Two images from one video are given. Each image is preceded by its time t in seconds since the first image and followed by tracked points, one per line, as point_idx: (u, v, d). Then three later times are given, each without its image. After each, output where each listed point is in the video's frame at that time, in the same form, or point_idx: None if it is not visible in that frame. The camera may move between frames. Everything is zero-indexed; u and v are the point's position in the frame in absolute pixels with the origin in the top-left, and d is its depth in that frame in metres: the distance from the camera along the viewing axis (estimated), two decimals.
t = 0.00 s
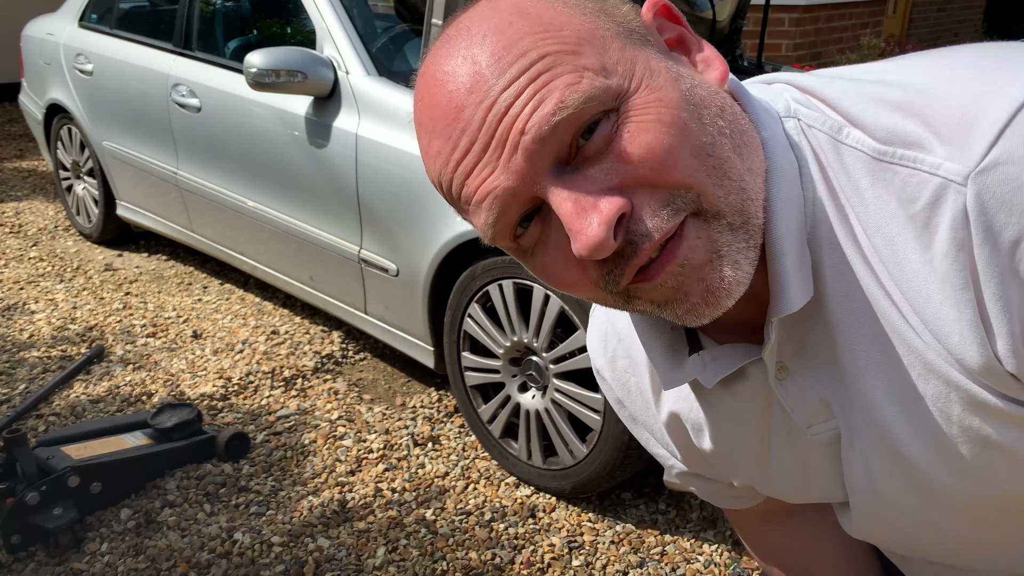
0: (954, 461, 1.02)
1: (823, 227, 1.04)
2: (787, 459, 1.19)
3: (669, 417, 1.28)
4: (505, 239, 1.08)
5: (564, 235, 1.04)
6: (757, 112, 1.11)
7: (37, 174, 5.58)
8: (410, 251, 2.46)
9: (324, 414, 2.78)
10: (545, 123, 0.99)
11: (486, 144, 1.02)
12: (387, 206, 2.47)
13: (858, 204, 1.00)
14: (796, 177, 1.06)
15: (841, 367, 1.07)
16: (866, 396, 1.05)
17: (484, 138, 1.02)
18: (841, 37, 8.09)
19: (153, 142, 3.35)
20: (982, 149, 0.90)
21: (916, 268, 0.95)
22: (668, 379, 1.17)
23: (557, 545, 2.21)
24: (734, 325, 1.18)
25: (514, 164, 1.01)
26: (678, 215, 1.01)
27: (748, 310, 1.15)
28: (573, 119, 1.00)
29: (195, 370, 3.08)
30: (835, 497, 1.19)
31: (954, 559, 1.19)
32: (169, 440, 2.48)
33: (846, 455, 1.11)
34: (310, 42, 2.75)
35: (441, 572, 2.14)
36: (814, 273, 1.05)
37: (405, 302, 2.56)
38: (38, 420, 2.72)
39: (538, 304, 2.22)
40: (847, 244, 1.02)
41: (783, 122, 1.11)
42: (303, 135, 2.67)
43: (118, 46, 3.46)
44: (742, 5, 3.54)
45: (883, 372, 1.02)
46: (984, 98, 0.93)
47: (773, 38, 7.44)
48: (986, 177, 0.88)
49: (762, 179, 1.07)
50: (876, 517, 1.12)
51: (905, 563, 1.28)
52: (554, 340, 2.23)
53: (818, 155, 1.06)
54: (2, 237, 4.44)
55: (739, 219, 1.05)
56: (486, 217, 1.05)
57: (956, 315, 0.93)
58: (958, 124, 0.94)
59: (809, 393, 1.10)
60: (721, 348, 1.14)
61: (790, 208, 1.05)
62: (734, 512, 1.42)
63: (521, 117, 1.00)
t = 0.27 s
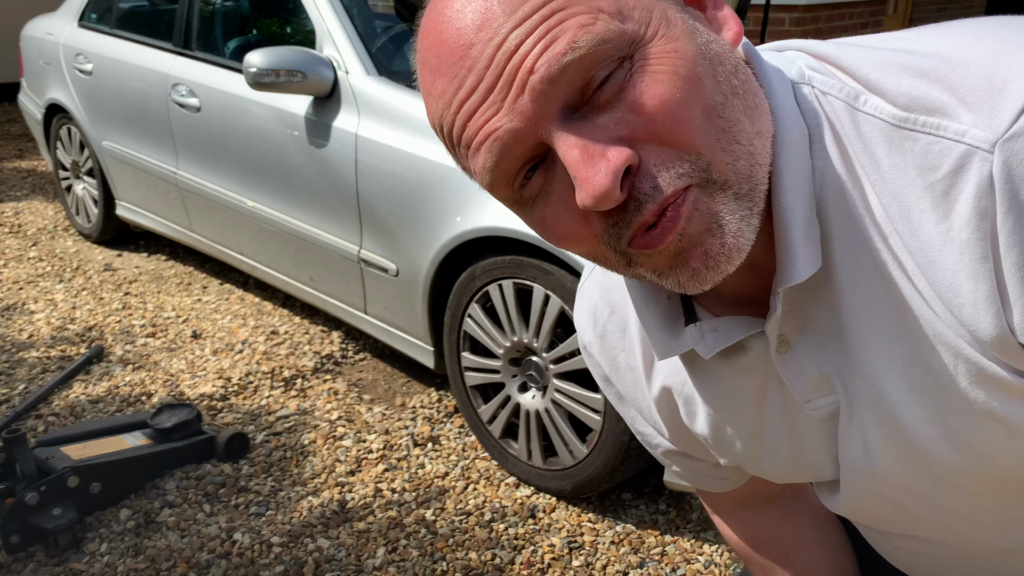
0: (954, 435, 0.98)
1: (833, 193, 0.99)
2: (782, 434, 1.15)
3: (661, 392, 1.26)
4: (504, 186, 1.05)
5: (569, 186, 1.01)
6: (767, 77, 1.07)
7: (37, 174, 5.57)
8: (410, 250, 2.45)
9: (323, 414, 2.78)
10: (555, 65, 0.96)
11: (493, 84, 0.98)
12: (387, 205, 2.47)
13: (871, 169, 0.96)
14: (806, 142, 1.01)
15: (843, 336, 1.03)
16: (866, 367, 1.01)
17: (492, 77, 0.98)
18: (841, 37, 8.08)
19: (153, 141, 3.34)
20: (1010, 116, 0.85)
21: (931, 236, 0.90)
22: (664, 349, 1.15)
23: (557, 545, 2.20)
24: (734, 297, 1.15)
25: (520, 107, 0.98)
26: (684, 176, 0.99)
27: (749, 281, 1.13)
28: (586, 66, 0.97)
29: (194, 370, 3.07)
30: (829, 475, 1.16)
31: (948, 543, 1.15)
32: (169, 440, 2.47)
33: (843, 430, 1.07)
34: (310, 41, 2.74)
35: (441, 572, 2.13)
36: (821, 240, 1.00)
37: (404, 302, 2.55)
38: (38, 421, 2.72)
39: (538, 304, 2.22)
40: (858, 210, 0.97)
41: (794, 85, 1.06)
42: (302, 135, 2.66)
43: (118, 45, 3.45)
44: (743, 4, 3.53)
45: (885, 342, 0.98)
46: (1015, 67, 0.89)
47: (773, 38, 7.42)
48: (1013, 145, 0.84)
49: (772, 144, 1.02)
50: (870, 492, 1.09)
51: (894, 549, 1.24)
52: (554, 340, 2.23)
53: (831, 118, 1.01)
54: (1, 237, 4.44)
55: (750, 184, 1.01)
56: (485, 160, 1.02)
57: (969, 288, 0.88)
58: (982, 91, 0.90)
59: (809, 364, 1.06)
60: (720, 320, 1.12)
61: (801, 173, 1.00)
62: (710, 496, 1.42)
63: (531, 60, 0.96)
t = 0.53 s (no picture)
0: (954, 439, 0.98)
1: (841, 198, 0.99)
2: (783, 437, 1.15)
3: (659, 392, 1.26)
4: (503, 192, 1.03)
5: (571, 192, 1.00)
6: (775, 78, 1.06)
7: (37, 174, 5.57)
8: (410, 250, 2.45)
9: (323, 414, 2.78)
10: (560, 68, 0.95)
11: (494, 88, 0.97)
12: (386, 205, 2.47)
13: (878, 175, 0.95)
14: (812, 145, 1.01)
15: (845, 339, 1.02)
16: (868, 370, 1.00)
17: (493, 80, 0.97)
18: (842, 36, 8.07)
19: (152, 142, 3.34)
20: None
21: (939, 244, 0.90)
22: (663, 352, 1.15)
23: (557, 546, 2.20)
24: (735, 298, 1.15)
25: (522, 112, 0.96)
26: (693, 179, 0.98)
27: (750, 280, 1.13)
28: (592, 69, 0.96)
29: (194, 370, 3.07)
30: (828, 477, 1.15)
31: (945, 547, 1.15)
32: (168, 440, 2.47)
33: (844, 433, 1.07)
34: (309, 42, 2.74)
35: (441, 573, 2.13)
36: (827, 243, 1.00)
37: (404, 302, 2.55)
38: (38, 421, 2.72)
39: (538, 304, 2.22)
40: (864, 215, 0.97)
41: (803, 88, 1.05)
42: (302, 135, 2.66)
43: (117, 45, 3.45)
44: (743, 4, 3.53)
45: (887, 345, 0.98)
46: None
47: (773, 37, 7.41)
48: None
49: (779, 145, 1.03)
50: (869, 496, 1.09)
51: (890, 554, 1.24)
52: (554, 340, 2.22)
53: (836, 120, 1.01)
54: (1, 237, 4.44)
55: (755, 184, 1.01)
56: (483, 166, 1.01)
57: (978, 297, 0.88)
58: (995, 97, 0.89)
59: (811, 367, 1.06)
60: (721, 321, 1.11)
61: (807, 178, 1.00)
62: (707, 497, 1.41)
63: (536, 64, 0.95)
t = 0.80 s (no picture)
0: (968, 446, 0.98)
1: (874, 192, 0.99)
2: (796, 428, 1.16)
3: (674, 372, 1.27)
4: (517, 175, 1.04)
5: (588, 179, 1.01)
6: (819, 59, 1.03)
7: (36, 174, 5.57)
8: (410, 250, 2.45)
9: (322, 414, 2.78)
10: (587, 46, 0.92)
11: (513, 64, 0.95)
12: (387, 205, 2.46)
13: (917, 173, 0.96)
14: (850, 138, 1.00)
15: (870, 345, 1.03)
16: (892, 380, 1.00)
17: (512, 55, 0.95)
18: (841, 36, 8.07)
19: (152, 141, 3.34)
20: None
21: (983, 249, 0.92)
22: (678, 341, 1.16)
23: (557, 546, 2.20)
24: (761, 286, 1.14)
25: (543, 93, 0.95)
26: (720, 169, 0.98)
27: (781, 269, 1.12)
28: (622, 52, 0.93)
29: (194, 370, 3.07)
30: (837, 471, 1.17)
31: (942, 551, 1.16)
32: (168, 440, 2.47)
33: (859, 432, 1.07)
34: (309, 41, 2.74)
35: (441, 572, 2.13)
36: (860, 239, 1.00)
37: (404, 302, 2.55)
38: (38, 421, 2.72)
39: (538, 304, 2.21)
40: (901, 213, 0.97)
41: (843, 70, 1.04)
42: (302, 135, 2.66)
43: (117, 45, 3.45)
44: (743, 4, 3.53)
45: (920, 364, 0.98)
46: None
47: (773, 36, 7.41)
48: None
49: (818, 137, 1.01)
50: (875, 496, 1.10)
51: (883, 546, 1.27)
52: (554, 340, 2.22)
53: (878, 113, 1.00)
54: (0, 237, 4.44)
55: (794, 184, 1.01)
56: (496, 148, 1.01)
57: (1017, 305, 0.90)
58: None
59: (831, 363, 1.06)
60: (738, 314, 1.11)
61: (840, 169, 1.00)
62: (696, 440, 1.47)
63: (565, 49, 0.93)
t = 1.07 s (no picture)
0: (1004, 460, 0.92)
1: (957, 175, 0.84)
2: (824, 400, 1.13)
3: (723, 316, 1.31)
4: (556, 132, 0.90)
5: (642, 142, 0.86)
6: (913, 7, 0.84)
7: (35, 174, 5.56)
8: (410, 250, 2.44)
9: (322, 414, 2.78)
10: None
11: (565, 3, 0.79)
12: (387, 205, 2.46)
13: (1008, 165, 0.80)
14: (941, 115, 0.84)
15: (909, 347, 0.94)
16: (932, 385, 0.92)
17: None
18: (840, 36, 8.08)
19: (152, 141, 3.33)
20: None
21: None
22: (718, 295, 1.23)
23: (557, 546, 2.20)
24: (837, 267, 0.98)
25: (597, 41, 0.78)
26: (802, 143, 0.80)
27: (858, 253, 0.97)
28: None
29: (193, 370, 3.07)
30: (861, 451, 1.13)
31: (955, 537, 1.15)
32: (168, 440, 2.47)
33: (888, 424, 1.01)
34: (309, 41, 2.73)
35: (441, 573, 2.13)
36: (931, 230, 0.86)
37: (404, 301, 2.54)
38: (37, 421, 2.71)
39: (538, 304, 2.21)
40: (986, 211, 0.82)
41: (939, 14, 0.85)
42: (301, 135, 2.65)
43: (117, 45, 3.44)
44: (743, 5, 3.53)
45: (951, 373, 0.90)
46: None
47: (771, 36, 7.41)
48: None
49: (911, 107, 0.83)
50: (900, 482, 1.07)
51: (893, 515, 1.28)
52: (554, 340, 2.22)
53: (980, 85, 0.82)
54: None
55: (880, 164, 0.83)
56: (536, 98, 0.85)
57: None
58: None
59: (862, 352, 0.99)
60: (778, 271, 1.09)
61: (928, 146, 0.83)
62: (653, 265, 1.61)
63: None
